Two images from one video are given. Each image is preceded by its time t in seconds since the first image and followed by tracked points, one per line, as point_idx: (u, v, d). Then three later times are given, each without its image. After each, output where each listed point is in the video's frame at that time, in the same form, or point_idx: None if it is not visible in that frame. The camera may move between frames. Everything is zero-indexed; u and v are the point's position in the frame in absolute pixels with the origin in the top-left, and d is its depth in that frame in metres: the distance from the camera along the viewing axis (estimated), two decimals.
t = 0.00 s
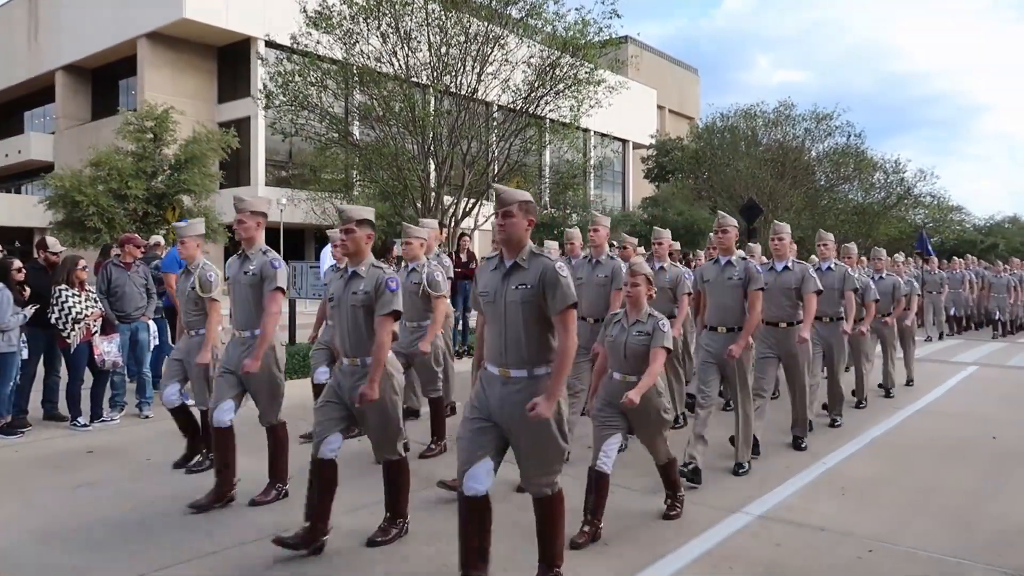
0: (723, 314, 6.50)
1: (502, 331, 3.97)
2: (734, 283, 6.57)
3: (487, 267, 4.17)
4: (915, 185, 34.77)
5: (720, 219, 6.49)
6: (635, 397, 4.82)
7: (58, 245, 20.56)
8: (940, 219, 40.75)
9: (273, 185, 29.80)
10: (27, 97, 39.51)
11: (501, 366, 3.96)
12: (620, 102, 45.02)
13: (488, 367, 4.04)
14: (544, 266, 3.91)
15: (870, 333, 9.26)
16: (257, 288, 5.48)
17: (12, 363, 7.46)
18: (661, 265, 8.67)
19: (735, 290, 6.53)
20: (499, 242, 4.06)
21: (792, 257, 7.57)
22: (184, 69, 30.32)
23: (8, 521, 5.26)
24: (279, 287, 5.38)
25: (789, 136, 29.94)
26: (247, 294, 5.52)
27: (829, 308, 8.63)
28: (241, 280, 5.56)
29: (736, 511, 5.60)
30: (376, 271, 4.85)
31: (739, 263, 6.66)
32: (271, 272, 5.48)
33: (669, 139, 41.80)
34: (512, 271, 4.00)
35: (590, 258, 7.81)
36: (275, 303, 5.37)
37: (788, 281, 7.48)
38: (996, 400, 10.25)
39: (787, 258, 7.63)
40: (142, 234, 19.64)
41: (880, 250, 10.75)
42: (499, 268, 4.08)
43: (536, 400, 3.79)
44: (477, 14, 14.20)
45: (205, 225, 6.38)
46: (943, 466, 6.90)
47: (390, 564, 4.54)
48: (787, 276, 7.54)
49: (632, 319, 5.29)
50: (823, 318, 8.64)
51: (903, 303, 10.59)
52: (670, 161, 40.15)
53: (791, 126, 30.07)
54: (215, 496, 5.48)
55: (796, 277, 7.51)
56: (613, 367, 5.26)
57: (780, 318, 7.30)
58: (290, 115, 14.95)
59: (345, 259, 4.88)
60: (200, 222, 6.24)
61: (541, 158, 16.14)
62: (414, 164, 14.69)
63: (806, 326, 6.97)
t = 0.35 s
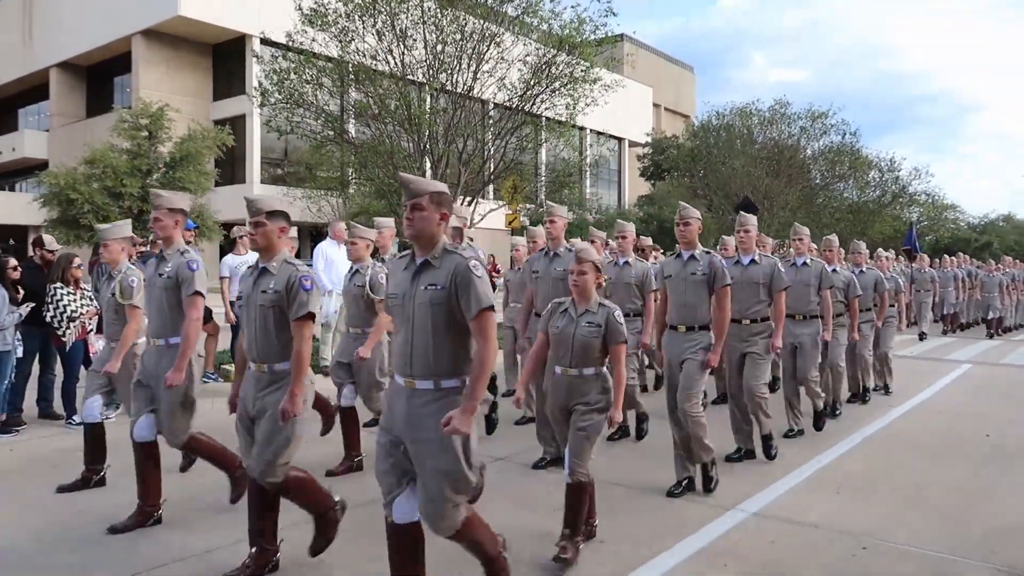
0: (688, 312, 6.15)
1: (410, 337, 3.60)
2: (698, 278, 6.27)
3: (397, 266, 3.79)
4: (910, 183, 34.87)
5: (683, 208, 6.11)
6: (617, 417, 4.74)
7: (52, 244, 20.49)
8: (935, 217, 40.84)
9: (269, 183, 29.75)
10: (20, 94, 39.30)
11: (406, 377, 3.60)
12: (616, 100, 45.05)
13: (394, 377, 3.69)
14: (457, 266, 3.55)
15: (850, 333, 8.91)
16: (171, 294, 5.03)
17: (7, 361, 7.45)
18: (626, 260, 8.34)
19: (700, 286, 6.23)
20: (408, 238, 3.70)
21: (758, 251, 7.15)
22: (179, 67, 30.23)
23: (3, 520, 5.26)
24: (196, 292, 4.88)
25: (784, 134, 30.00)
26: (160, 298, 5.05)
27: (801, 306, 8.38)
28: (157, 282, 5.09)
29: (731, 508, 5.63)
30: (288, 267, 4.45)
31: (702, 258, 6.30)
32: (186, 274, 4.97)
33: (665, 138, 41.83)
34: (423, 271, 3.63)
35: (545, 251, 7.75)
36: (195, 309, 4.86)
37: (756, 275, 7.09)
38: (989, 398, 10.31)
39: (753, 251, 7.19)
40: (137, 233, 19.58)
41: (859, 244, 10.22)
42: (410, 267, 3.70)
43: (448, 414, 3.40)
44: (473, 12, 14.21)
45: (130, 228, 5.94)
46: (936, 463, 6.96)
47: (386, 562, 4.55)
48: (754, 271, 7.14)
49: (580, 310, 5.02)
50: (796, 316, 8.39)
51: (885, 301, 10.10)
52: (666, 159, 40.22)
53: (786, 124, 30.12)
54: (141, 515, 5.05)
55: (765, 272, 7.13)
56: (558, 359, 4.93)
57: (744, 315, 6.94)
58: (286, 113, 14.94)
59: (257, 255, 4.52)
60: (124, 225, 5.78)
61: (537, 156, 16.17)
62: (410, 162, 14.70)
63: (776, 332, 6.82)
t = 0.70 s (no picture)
0: (652, 323, 5.50)
1: (309, 356, 3.05)
2: (665, 285, 5.64)
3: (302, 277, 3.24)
4: (906, 183, 34.94)
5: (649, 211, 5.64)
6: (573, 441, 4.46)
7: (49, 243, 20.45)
8: (931, 217, 40.94)
9: (265, 182, 29.72)
10: (16, 92, 39.17)
11: (303, 406, 3.04)
12: (613, 99, 45.06)
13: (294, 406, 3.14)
14: (368, 278, 3.01)
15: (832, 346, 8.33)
16: (87, 297, 4.62)
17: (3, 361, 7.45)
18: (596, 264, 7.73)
19: (667, 292, 5.61)
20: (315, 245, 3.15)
21: (732, 257, 6.48)
22: (175, 66, 30.17)
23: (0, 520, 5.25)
24: (121, 296, 4.56)
25: (781, 134, 30.02)
26: (74, 302, 4.65)
27: (777, 315, 7.75)
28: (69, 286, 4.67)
29: (728, 508, 5.64)
30: (192, 277, 3.96)
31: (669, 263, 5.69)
32: (105, 277, 4.57)
33: (662, 137, 41.86)
34: (327, 282, 3.07)
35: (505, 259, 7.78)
36: (121, 314, 4.53)
37: (729, 285, 6.42)
38: (985, 398, 10.32)
39: (727, 258, 6.56)
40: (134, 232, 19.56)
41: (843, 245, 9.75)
42: (314, 279, 3.15)
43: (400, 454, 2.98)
44: (470, 12, 14.19)
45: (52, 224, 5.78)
46: (932, 462, 6.98)
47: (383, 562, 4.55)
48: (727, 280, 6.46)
49: (526, 323, 4.52)
50: (773, 324, 7.75)
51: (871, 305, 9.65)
52: (663, 158, 40.24)
53: (783, 124, 30.13)
54: (10, 546, 4.36)
55: (739, 282, 6.46)
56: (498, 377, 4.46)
57: (712, 327, 6.28)
58: (283, 112, 14.93)
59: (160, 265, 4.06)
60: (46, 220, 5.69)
61: (534, 156, 16.18)
62: (407, 162, 14.70)
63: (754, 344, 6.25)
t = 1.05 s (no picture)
0: (614, 326, 5.15)
1: (178, 354, 2.64)
2: (621, 285, 5.24)
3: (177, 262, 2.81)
4: (904, 183, 35.04)
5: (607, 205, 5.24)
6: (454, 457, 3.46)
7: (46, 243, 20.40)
8: (928, 217, 41.03)
9: (264, 182, 29.73)
10: (14, 92, 39.11)
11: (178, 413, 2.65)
12: (612, 99, 45.14)
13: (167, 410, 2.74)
14: (237, 262, 2.58)
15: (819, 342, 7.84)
16: None
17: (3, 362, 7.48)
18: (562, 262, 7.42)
19: (622, 297, 5.22)
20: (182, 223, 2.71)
21: (698, 254, 6.13)
22: (173, 66, 30.16)
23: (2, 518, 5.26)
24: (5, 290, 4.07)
25: (778, 134, 30.08)
26: None
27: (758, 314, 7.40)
28: None
29: (726, 508, 5.65)
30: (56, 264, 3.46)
31: (628, 260, 5.24)
32: None
33: (660, 138, 41.92)
34: (195, 268, 2.64)
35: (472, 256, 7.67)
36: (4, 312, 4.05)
37: (695, 283, 6.10)
38: (981, 397, 10.36)
39: (695, 254, 6.17)
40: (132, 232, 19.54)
41: (827, 246, 9.49)
42: (184, 263, 2.71)
43: (216, 469, 2.49)
44: (468, 12, 14.18)
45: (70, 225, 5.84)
46: (929, 462, 7.01)
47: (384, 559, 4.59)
48: (693, 278, 6.13)
49: (458, 331, 3.81)
50: (754, 323, 7.38)
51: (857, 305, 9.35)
52: (661, 158, 40.32)
53: (781, 124, 30.19)
54: None
55: (705, 278, 6.10)
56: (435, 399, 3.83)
57: (687, 328, 5.99)
58: (281, 112, 14.93)
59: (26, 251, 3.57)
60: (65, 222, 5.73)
61: (532, 156, 16.21)
62: (406, 162, 14.72)
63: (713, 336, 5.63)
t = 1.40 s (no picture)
0: (556, 334, 4.80)
1: None
2: (566, 291, 4.86)
3: None
4: (902, 187, 35.09)
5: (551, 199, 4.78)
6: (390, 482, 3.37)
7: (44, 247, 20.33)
8: (927, 221, 41.14)
9: (262, 187, 29.71)
10: (11, 96, 39.06)
11: None
12: (610, 103, 45.17)
13: None
14: (32, 277, 2.30)
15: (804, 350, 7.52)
16: None
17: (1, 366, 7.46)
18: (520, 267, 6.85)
19: (568, 301, 4.86)
20: None
21: (658, 255, 5.76)
22: (172, 71, 30.16)
23: None
24: None
25: (777, 138, 30.08)
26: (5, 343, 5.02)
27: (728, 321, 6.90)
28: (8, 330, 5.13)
29: (724, 512, 5.65)
30: None
31: (575, 263, 4.87)
32: None
33: (659, 142, 41.97)
34: None
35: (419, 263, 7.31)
36: None
37: (653, 285, 5.74)
38: (977, 401, 10.39)
39: (654, 256, 5.78)
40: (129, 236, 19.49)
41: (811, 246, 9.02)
42: None
43: None
44: (467, 16, 14.20)
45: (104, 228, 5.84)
46: (927, 466, 7.01)
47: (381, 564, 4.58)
48: (652, 280, 5.76)
49: (366, 330, 3.63)
50: (721, 334, 6.92)
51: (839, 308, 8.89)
52: (659, 162, 40.35)
53: (779, 128, 30.20)
54: None
55: (665, 280, 5.74)
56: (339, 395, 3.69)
57: (642, 335, 5.69)
58: (279, 117, 14.95)
59: None
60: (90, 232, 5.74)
61: (531, 160, 16.22)
62: (404, 166, 14.74)
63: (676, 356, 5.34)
